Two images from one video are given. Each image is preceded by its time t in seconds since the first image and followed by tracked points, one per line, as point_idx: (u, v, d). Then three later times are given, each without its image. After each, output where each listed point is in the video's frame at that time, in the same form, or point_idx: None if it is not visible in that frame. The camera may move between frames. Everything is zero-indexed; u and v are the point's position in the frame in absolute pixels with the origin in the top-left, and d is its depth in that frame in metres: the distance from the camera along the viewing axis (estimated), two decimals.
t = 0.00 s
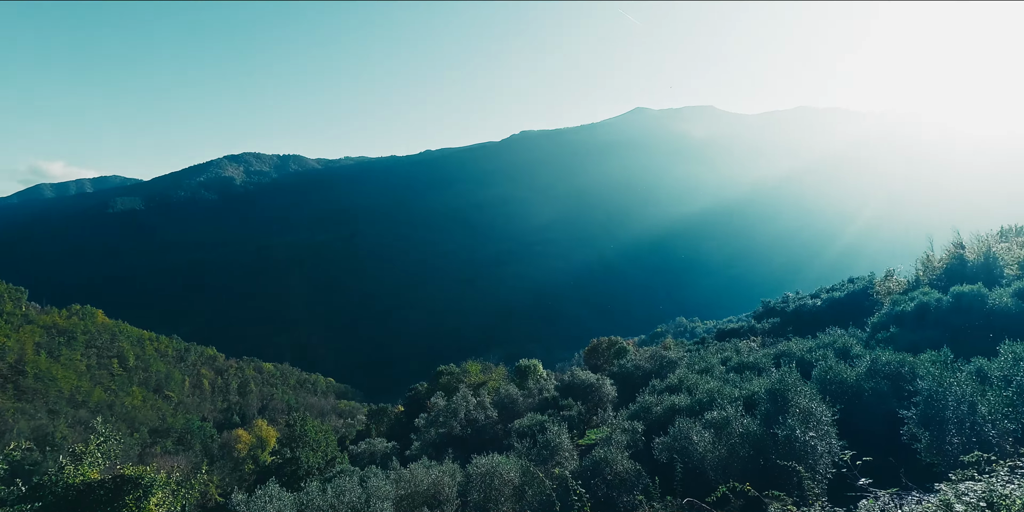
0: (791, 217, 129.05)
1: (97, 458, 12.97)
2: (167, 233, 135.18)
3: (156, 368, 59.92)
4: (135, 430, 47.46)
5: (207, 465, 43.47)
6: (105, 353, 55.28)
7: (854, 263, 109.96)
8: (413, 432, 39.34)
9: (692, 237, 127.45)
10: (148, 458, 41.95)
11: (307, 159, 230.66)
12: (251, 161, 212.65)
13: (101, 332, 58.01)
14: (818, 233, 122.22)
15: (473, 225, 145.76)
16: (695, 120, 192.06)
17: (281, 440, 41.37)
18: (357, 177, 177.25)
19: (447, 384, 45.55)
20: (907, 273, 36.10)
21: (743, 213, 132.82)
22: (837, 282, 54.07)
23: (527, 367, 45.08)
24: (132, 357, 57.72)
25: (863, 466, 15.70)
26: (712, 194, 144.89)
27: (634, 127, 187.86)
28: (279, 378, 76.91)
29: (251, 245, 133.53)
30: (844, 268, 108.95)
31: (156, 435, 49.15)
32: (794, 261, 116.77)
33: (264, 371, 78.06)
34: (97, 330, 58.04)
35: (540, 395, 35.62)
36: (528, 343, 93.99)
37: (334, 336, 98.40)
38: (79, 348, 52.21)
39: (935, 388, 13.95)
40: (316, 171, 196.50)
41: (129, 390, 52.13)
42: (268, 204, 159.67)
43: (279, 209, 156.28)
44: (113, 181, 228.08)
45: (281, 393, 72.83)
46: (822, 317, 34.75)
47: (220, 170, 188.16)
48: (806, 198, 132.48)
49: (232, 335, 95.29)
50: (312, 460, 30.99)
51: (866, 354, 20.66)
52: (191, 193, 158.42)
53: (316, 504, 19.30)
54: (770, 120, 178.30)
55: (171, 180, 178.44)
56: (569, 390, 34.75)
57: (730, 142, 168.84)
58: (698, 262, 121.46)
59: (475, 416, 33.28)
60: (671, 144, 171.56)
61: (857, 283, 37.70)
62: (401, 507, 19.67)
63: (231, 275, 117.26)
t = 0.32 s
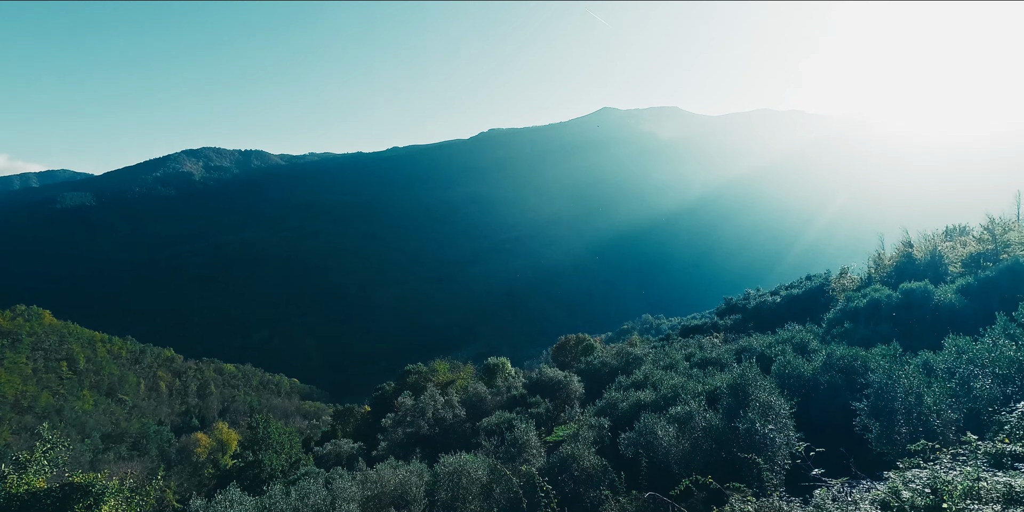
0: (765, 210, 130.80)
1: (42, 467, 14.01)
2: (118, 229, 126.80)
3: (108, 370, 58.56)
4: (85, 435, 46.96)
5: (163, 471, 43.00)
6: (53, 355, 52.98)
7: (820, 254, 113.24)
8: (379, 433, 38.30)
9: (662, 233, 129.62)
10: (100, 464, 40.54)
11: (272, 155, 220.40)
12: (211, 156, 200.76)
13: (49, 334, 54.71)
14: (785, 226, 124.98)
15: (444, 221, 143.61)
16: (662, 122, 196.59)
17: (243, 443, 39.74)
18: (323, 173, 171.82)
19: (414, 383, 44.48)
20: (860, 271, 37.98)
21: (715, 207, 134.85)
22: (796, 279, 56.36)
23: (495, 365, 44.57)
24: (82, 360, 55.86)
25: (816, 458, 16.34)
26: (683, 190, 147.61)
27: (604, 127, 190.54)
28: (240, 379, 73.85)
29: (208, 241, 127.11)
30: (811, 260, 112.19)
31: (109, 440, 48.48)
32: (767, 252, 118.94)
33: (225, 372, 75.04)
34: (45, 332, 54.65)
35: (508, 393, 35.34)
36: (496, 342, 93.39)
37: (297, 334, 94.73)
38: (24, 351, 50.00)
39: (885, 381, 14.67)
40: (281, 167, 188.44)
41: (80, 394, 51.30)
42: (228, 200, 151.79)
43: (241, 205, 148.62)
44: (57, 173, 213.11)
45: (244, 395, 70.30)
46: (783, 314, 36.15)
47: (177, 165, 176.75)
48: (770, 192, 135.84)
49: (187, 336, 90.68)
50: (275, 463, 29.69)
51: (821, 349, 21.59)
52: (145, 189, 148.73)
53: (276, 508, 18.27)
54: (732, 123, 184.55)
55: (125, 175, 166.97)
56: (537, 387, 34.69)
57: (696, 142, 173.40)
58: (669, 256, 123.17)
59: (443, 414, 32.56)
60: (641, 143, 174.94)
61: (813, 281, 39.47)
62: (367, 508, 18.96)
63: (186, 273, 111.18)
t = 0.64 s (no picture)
0: (730, 209, 134.91)
1: None
2: (56, 223, 117.13)
3: (55, 373, 54.27)
4: (30, 442, 43.18)
5: (115, 479, 41.07)
6: None
7: (787, 248, 116.12)
8: (344, 434, 36.97)
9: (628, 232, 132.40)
10: (45, 473, 39.23)
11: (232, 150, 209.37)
12: (165, 150, 188.60)
13: None
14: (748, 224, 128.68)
15: (411, 218, 140.87)
16: (629, 123, 200.50)
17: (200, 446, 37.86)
18: (285, 166, 164.97)
19: (379, 383, 43.16)
20: (816, 269, 39.88)
21: (680, 207, 138.72)
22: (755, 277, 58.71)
23: (463, 364, 43.94)
24: (26, 363, 50.56)
25: (771, 449, 16.87)
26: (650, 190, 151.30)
27: (574, 126, 192.47)
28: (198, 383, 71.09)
29: (158, 237, 119.78)
30: (780, 253, 114.80)
31: (57, 448, 44.96)
32: (736, 248, 121.89)
33: (182, 373, 72.44)
34: None
35: (475, 391, 34.92)
36: (463, 341, 92.40)
37: (256, 334, 90.75)
38: None
39: (838, 374, 15.29)
40: (241, 161, 179.82)
41: (23, 399, 46.54)
42: (182, 194, 142.87)
43: (196, 200, 140.18)
44: None
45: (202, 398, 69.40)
46: (743, 310, 37.53)
47: (129, 159, 164.90)
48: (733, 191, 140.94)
49: (135, 338, 85.43)
50: (235, 467, 27.94)
51: (778, 345, 22.51)
52: (94, 184, 137.97)
53: None
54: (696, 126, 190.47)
55: (69, 169, 155.10)
56: (504, 385, 34.41)
57: (662, 143, 177.90)
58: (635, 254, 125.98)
59: (410, 414, 31.63)
60: (610, 143, 177.76)
61: (772, 278, 41.15)
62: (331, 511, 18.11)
63: (133, 270, 104.33)
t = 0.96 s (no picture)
0: (696, 208, 139.03)
1: None
2: None
3: None
4: None
5: (62, 487, 38.09)
6: None
7: (752, 247, 120.68)
8: (310, 434, 35.51)
9: (596, 230, 134.94)
10: None
11: (189, 144, 196.39)
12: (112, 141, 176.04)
13: None
14: (711, 222, 133.24)
15: (378, 214, 137.49)
16: (597, 123, 203.50)
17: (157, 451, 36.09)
18: (244, 160, 157.37)
19: (344, 383, 41.44)
20: (774, 267, 41.76)
21: (648, 206, 142.13)
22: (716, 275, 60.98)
23: (430, 363, 43.01)
24: None
25: (730, 442, 17.32)
26: (618, 189, 154.09)
27: (544, 124, 193.59)
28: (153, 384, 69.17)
29: (102, 232, 111.49)
30: (745, 252, 119.59)
31: None
32: (703, 248, 125.89)
33: (136, 377, 69.40)
34: None
35: (443, 390, 34.30)
36: (432, 339, 91.04)
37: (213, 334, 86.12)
38: None
39: (795, 369, 15.89)
40: (200, 156, 168.49)
41: None
42: (132, 187, 133.31)
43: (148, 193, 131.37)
44: None
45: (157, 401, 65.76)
46: (705, 307, 38.78)
47: (78, 152, 149.43)
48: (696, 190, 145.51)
49: (79, 338, 79.37)
50: (194, 472, 26.42)
51: (739, 340, 23.38)
52: (39, 179, 125.06)
53: None
54: (660, 127, 195.69)
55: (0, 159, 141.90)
56: (472, 383, 33.92)
57: (629, 144, 181.64)
58: (602, 252, 128.46)
59: (376, 414, 30.64)
60: (579, 142, 179.96)
61: (733, 276, 42.56)
62: None
63: (74, 265, 96.56)
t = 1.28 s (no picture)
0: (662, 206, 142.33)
1: None
2: None
3: None
4: None
5: None
6: None
7: (720, 243, 123.92)
8: (272, 437, 33.64)
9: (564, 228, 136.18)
10: None
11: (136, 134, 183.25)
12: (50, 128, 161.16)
13: None
14: (678, 220, 136.75)
15: (343, 208, 132.51)
16: (565, 123, 205.40)
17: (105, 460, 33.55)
18: (199, 152, 148.62)
19: (309, 385, 39.62)
20: (735, 265, 43.29)
21: (617, 204, 144.09)
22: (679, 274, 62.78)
23: (397, 362, 41.83)
24: None
25: (693, 435, 17.68)
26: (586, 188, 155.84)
27: (515, 122, 193.61)
28: (106, 388, 63.09)
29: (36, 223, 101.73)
30: (710, 250, 123.35)
31: None
32: (670, 246, 128.76)
33: (87, 380, 63.31)
34: None
35: (410, 390, 33.45)
36: (399, 338, 88.36)
37: (165, 335, 80.54)
38: None
39: (756, 364, 16.41)
40: (156, 152, 157.07)
41: None
42: (69, 174, 122.12)
43: (89, 182, 121.03)
44: None
45: (110, 406, 60.04)
46: (670, 304, 39.86)
47: (22, 145, 135.22)
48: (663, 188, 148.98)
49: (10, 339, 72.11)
50: (149, 478, 25.20)
51: (702, 336, 24.11)
52: None
53: None
54: (626, 128, 199.92)
55: None
56: (439, 382, 33.29)
57: (597, 144, 184.70)
58: (571, 250, 129.77)
59: (341, 415, 29.26)
60: (548, 141, 181.14)
61: (696, 274, 43.92)
62: None
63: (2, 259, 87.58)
